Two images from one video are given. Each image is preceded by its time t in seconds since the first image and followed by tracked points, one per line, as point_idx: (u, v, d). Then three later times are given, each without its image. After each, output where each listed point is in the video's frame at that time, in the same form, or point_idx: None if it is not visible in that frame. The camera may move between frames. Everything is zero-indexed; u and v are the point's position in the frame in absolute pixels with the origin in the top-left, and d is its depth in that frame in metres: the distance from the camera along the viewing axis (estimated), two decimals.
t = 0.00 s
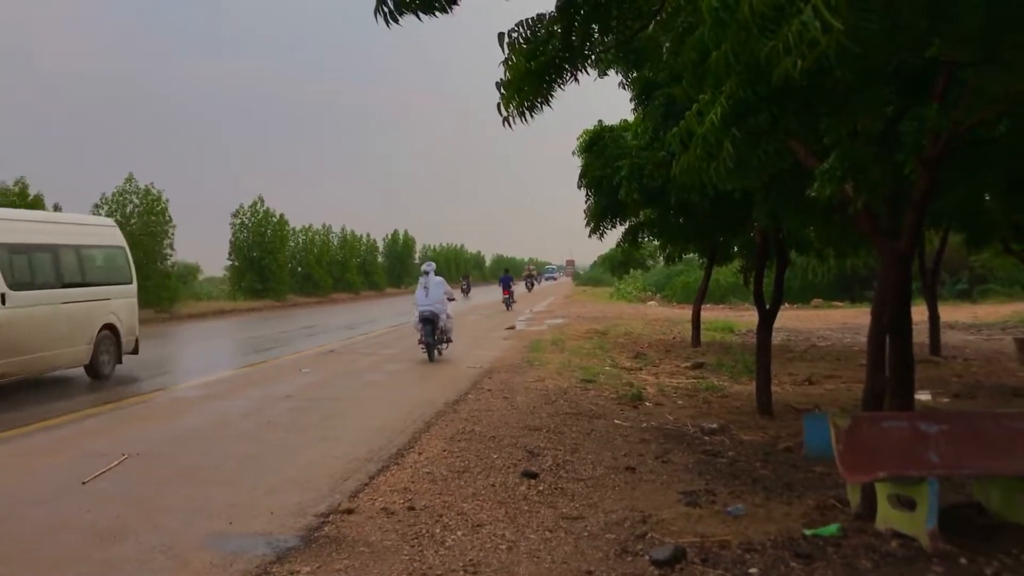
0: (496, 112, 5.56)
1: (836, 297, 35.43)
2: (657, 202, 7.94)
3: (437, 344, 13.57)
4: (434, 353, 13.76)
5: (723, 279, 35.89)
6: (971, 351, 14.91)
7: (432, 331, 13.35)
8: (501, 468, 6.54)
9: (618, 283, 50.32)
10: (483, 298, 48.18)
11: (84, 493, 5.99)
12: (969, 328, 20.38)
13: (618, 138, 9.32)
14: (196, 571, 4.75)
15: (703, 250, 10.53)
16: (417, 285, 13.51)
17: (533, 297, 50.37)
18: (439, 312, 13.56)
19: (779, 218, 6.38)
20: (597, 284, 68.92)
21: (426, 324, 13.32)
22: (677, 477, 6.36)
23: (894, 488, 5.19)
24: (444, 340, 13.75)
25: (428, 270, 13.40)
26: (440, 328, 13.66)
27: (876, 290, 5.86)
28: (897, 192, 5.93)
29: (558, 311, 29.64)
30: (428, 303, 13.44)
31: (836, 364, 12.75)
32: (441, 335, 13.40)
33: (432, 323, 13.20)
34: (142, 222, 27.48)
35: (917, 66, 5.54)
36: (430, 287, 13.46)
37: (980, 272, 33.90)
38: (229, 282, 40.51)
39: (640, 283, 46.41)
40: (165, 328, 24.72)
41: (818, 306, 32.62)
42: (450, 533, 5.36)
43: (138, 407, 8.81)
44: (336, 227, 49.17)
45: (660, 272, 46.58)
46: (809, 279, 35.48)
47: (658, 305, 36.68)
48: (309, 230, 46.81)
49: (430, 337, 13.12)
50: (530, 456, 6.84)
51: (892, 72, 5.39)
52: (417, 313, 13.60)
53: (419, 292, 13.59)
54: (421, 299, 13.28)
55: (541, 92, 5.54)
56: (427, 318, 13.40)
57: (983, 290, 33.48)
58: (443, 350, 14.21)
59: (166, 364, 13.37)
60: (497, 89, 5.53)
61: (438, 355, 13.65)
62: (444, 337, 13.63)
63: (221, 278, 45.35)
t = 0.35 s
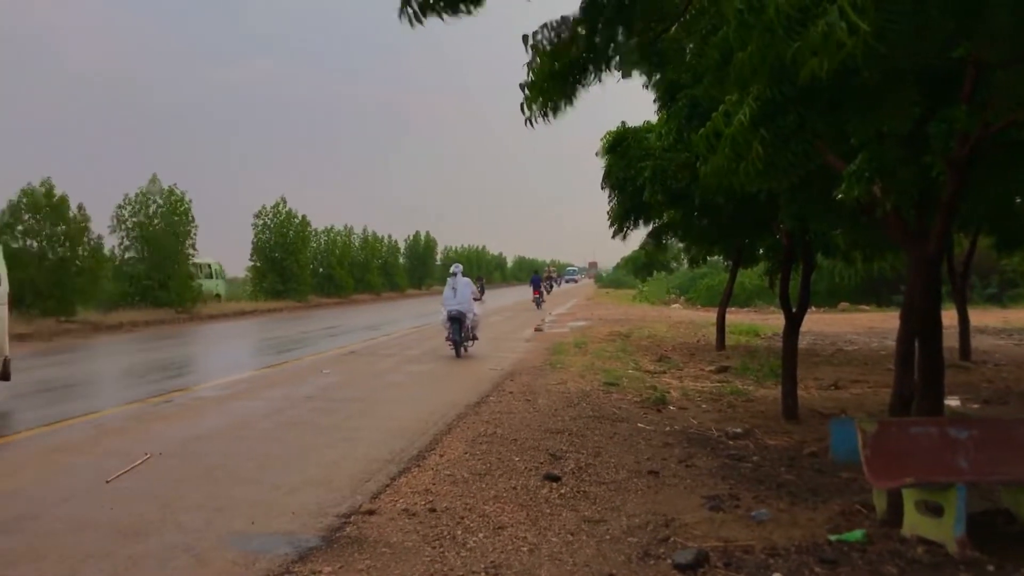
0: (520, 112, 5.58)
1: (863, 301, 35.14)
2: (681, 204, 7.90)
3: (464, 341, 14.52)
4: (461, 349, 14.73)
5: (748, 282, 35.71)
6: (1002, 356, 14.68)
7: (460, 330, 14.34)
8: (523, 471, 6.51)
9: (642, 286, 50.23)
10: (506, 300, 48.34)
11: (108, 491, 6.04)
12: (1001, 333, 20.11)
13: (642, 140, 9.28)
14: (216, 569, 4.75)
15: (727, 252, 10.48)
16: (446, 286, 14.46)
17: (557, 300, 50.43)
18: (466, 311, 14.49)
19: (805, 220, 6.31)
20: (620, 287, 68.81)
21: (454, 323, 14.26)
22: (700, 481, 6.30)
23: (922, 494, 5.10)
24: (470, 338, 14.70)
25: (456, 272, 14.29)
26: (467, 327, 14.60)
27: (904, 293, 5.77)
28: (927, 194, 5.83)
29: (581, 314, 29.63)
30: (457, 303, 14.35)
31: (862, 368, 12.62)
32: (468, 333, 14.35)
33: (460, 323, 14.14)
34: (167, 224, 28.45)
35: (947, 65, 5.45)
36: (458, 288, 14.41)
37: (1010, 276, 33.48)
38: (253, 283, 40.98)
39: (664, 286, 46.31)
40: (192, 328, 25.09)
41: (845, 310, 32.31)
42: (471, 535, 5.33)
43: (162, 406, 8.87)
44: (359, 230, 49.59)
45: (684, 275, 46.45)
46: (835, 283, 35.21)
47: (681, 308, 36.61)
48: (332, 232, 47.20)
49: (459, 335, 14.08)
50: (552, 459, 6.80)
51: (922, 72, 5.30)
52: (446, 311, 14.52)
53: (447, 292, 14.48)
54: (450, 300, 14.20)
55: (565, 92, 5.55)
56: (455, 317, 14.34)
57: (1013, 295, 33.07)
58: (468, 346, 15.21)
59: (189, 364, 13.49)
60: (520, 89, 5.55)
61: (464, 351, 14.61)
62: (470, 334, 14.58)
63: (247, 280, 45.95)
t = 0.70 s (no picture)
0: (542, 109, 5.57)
1: (885, 300, 34.91)
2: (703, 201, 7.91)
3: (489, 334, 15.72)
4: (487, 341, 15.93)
5: (769, 281, 35.59)
6: None
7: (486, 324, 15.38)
8: (544, 468, 6.53)
9: (662, 285, 50.14)
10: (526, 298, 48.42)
11: (134, 486, 6.10)
12: None
13: (663, 138, 9.28)
14: (242, 564, 4.79)
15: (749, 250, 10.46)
16: (474, 283, 15.49)
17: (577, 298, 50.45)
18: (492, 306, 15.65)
19: (827, 216, 6.30)
20: (640, 285, 68.73)
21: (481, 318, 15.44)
22: (722, 479, 6.30)
23: (946, 494, 5.07)
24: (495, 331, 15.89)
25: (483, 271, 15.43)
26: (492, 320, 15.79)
27: (928, 291, 5.75)
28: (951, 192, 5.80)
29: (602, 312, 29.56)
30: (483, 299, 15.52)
31: (885, 367, 12.54)
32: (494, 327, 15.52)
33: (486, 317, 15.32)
34: (192, 221, 28.76)
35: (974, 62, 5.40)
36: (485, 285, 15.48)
37: None
38: (276, 280, 41.35)
39: (685, 284, 46.20)
40: (215, 325, 25.33)
41: (866, 309, 32.15)
42: (493, 531, 5.35)
43: (187, 402, 8.96)
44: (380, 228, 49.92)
45: (705, 273, 46.32)
46: (857, 281, 35.02)
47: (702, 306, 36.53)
48: (354, 230, 47.49)
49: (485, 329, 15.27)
50: (573, 456, 6.82)
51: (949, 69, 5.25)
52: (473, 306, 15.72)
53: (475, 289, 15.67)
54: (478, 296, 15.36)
55: (587, 89, 5.54)
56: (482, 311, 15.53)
57: None
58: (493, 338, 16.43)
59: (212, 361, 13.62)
60: (543, 86, 5.54)
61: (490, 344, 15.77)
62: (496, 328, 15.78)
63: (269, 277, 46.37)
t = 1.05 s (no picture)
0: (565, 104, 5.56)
1: (911, 294, 34.60)
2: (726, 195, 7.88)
3: (517, 325, 16.73)
4: (515, 331, 16.96)
5: (793, 275, 35.39)
6: None
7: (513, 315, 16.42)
8: (566, 463, 6.52)
9: (685, 279, 49.99)
10: (547, 292, 48.45)
11: (160, 480, 6.16)
12: None
13: (687, 131, 9.22)
14: (266, 557, 4.82)
15: (773, 244, 10.41)
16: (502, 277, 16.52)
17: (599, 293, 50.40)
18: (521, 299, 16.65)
19: (853, 209, 6.24)
20: (662, 279, 68.56)
21: (508, 310, 16.47)
22: (746, 475, 6.27)
23: (973, 491, 4.97)
24: (523, 322, 16.88)
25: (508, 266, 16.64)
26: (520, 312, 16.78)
27: (956, 286, 5.67)
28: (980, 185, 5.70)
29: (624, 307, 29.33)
30: (512, 292, 16.52)
31: (912, 362, 12.42)
32: (521, 318, 16.51)
33: (514, 310, 16.34)
34: (216, 215, 28.99)
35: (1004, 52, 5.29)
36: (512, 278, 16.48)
37: None
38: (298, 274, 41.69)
39: (708, 279, 46.03)
40: (238, 320, 25.56)
41: (891, 302, 31.87)
42: (516, 526, 5.35)
43: (212, 396, 9.05)
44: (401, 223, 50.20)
45: (728, 268, 46.12)
46: (883, 275, 34.76)
47: (725, 301, 36.40)
48: (375, 224, 47.75)
49: (512, 320, 16.30)
50: (596, 451, 6.82)
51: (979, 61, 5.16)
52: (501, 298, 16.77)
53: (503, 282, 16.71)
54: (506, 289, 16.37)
55: (611, 84, 5.52)
56: (509, 303, 16.55)
57: None
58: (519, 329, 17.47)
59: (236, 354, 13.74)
60: (566, 81, 5.53)
61: (518, 334, 16.77)
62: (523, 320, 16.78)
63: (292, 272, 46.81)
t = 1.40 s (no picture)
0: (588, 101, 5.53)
1: (936, 292, 34.31)
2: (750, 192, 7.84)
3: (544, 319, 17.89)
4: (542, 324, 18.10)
5: (817, 272, 35.21)
6: None
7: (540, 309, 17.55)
8: (587, 461, 6.51)
9: (707, 276, 49.87)
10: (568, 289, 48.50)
11: (184, 474, 6.20)
12: None
13: (710, 127, 9.20)
14: (288, 552, 4.83)
15: (797, 242, 10.36)
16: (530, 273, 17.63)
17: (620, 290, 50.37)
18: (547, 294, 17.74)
19: (878, 206, 6.17)
20: (682, 276, 68.40)
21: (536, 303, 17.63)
22: (768, 473, 6.23)
23: (1000, 491, 4.74)
24: (549, 316, 18.03)
25: (539, 261, 17.57)
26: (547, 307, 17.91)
27: (981, 284, 5.60)
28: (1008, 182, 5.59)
29: (646, 305, 28.54)
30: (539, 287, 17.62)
31: (937, 361, 12.31)
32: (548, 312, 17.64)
33: (541, 304, 17.46)
34: (239, 212, 29.30)
35: None
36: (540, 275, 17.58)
37: None
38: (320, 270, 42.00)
39: (730, 276, 45.88)
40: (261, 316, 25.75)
41: (914, 300, 31.59)
42: (538, 523, 5.33)
43: (235, 391, 9.12)
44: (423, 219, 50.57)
45: (751, 265, 45.94)
46: (907, 273, 34.51)
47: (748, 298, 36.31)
48: (397, 220, 47.98)
49: (540, 314, 17.37)
50: (618, 449, 6.82)
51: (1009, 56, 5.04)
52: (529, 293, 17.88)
53: (532, 278, 17.87)
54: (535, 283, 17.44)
55: (634, 80, 5.48)
56: (537, 298, 17.66)
57: None
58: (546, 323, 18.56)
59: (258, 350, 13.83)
60: (589, 78, 5.49)
61: (544, 327, 17.91)
62: (550, 313, 17.89)
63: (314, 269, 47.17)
